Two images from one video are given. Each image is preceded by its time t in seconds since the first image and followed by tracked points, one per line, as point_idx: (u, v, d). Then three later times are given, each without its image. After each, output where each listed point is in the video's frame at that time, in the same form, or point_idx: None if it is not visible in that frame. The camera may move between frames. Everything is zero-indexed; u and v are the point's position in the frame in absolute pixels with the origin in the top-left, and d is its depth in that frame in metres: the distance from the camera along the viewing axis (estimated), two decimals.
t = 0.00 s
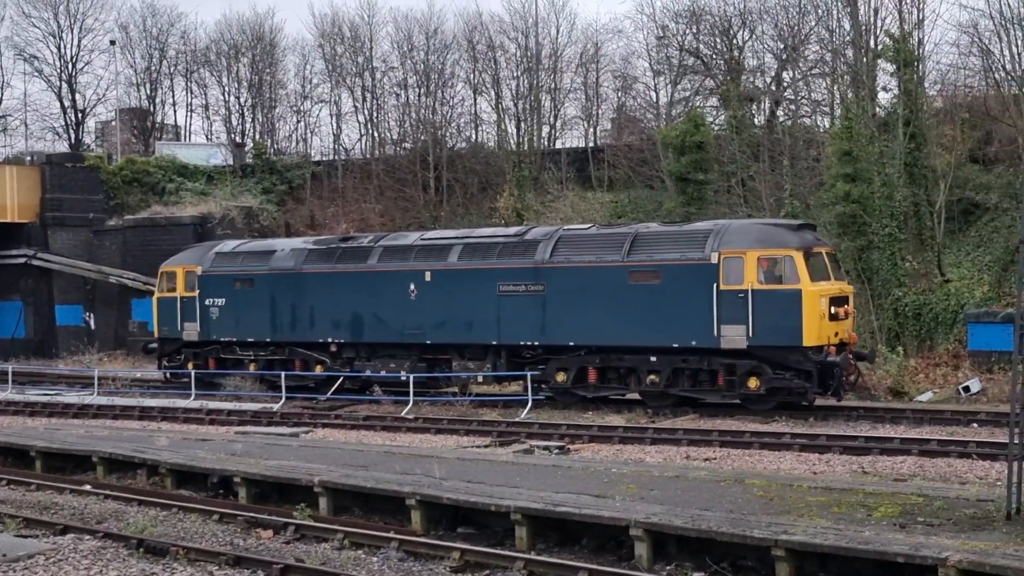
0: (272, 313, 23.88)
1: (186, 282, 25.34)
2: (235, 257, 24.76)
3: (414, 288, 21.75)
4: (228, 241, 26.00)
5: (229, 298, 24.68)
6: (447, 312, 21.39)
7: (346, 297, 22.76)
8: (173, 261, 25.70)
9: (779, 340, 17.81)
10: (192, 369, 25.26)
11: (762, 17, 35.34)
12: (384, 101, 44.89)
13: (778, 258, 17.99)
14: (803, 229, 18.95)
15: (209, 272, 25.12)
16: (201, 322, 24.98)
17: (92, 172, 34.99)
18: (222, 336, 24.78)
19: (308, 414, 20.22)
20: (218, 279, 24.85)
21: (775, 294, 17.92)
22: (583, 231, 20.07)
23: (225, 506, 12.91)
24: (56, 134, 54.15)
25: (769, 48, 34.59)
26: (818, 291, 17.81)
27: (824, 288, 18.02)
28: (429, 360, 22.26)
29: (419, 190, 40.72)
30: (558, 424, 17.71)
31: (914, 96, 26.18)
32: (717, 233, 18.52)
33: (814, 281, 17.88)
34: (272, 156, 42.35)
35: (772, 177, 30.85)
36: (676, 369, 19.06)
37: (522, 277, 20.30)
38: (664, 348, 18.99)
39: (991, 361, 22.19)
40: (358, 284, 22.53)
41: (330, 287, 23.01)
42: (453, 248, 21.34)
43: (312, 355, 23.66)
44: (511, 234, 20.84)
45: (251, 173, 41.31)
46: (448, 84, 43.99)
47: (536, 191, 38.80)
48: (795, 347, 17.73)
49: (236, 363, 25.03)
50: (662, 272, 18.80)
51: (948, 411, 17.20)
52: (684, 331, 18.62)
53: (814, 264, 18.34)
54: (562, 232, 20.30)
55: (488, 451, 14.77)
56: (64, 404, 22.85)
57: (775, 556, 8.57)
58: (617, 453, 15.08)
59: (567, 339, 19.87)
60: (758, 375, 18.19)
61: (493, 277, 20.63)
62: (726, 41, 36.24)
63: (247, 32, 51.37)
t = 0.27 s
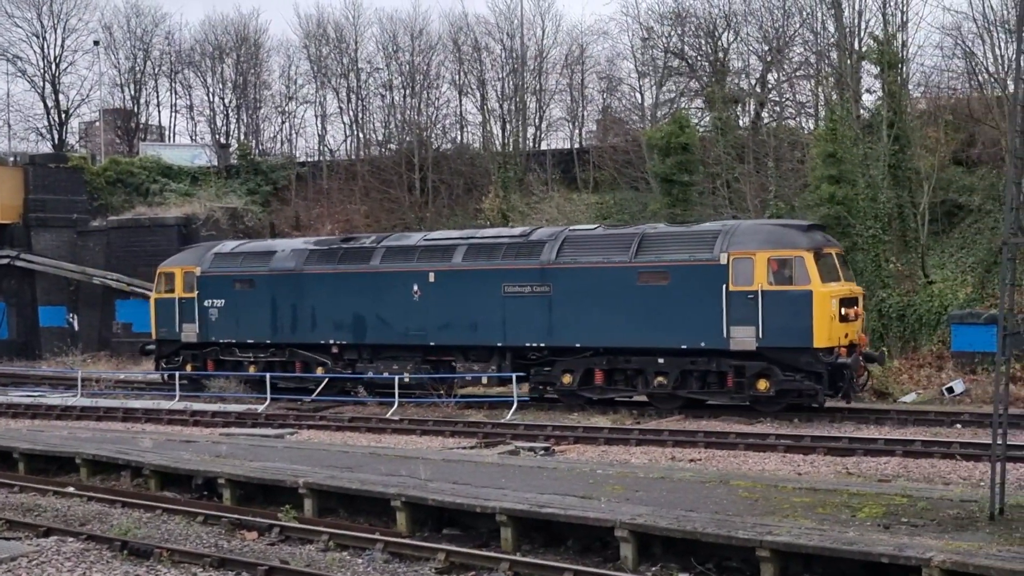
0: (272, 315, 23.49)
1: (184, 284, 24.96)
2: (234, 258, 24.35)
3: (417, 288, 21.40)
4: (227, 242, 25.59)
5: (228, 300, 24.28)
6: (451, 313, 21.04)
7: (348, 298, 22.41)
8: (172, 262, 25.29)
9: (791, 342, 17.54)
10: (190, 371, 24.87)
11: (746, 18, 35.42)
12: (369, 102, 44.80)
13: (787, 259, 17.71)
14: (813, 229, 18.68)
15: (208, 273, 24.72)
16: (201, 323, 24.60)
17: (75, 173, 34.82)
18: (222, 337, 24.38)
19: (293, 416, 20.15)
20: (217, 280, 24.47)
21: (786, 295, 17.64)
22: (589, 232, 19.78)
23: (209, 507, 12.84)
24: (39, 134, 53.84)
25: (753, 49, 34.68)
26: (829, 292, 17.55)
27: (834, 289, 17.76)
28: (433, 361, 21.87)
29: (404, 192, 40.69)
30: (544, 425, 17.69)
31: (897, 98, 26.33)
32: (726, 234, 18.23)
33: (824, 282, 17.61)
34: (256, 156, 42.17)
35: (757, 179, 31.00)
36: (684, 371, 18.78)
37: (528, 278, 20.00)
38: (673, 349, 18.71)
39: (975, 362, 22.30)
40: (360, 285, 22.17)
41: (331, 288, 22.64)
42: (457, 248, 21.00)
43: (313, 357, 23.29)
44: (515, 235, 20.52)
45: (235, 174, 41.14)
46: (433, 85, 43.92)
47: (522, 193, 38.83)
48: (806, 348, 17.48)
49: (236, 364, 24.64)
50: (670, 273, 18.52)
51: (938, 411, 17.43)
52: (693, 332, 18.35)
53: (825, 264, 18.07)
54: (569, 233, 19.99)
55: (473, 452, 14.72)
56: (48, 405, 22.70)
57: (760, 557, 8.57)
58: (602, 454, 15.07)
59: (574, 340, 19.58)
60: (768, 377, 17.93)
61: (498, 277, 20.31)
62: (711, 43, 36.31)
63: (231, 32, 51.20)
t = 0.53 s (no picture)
0: (276, 315, 23.14)
1: (186, 283, 24.50)
2: (236, 258, 23.98)
3: (425, 288, 21.08)
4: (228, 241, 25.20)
5: (231, 300, 23.91)
6: (459, 313, 20.75)
7: (354, 298, 22.07)
8: (174, 260, 24.84)
9: (805, 341, 17.36)
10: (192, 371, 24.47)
11: (735, 17, 35.47)
12: (358, 102, 44.70)
13: (802, 258, 17.50)
14: (826, 228, 18.48)
15: (210, 273, 24.34)
16: (202, 324, 24.20)
17: (62, 172, 34.66)
18: (224, 338, 24.01)
19: (282, 416, 20.09)
20: (219, 279, 24.08)
21: (800, 295, 17.44)
22: (600, 230, 19.52)
23: (198, 508, 12.79)
24: (26, 134, 53.56)
25: (742, 49, 34.74)
26: (843, 291, 17.37)
27: (848, 288, 17.59)
28: (442, 362, 21.44)
29: (393, 191, 40.65)
30: (533, 425, 17.68)
31: (885, 98, 26.39)
32: (739, 233, 18.01)
33: (839, 281, 17.44)
34: (245, 155, 41.98)
35: (746, 178, 31.09)
36: (696, 371, 18.57)
37: (538, 277, 19.71)
38: (687, 349, 18.46)
39: (962, 361, 22.39)
40: (366, 284, 21.83)
41: (336, 287, 22.30)
42: (466, 247, 20.73)
43: (318, 357, 22.95)
44: (524, 234, 20.25)
45: (223, 173, 40.93)
46: (422, 85, 43.83)
47: (511, 192, 38.83)
48: (821, 348, 17.30)
49: (239, 364, 24.24)
50: (683, 272, 18.26)
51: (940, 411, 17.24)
52: (707, 331, 18.11)
53: (839, 263, 17.88)
54: (579, 231, 19.73)
55: (462, 452, 14.69)
56: (35, 406, 22.58)
57: (748, 555, 8.58)
58: (591, 453, 15.08)
59: (585, 340, 19.30)
60: (781, 377, 17.73)
61: (507, 277, 20.02)
62: (699, 43, 36.36)
63: (219, 31, 51.01)
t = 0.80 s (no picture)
0: (275, 315, 22.88)
1: (182, 283, 24.35)
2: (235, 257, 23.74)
3: (426, 287, 20.89)
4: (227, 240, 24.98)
5: (229, 299, 23.66)
6: (461, 311, 20.53)
7: (354, 297, 21.85)
8: (171, 260, 24.68)
9: (814, 340, 17.17)
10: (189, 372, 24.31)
11: (717, 16, 35.53)
12: (340, 101, 44.56)
13: (810, 256, 17.30)
14: (835, 225, 18.28)
15: (207, 272, 24.12)
16: (201, 323, 23.96)
17: (42, 172, 34.41)
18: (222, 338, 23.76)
19: (265, 416, 19.99)
20: (218, 279, 23.84)
21: (809, 293, 17.25)
22: (604, 228, 19.33)
23: (180, 508, 12.71)
24: (5, 133, 53.12)
25: (724, 47, 34.81)
26: (853, 289, 17.17)
27: (858, 286, 17.39)
28: (443, 361, 21.38)
29: (375, 190, 40.57)
30: (517, 424, 17.67)
31: (866, 96, 26.55)
32: (746, 230, 17.82)
33: (848, 279, 17.22)
34: (227, 154, 41.72)
35: (728, 177, 31.22)
36: (703, 370, 18.38)
37: (541, 276, 19.53)
38: (692, 348, 18.31)
39: (943, 359, 22.53)
40: (367, 283, 21.61)
41: (336, 287, 22.08)
42: (468, 246, 20.51)
43: (317, 357, 22.74)
44: (528, 232, 20.04)
45: (205, 172, 40.61)
46: (404, 84, 43.72)
47: (493, 191, 38.81)
48: (830, 346, 17.11)
49: (236, 365, 24.10)
50: (689, 270, 18.09)
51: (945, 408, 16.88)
52: (713, 330, 17.94)
53: (848, 261, 17.68)
54: (583, 229, 19.52)
55: (446, 452, 14.66)
56: (15, 407, 22.40)
57: (731, 553, 8.58)
58: (575, 452, 15.08)
59: (589, 339, 19.13)
60: (790, 376, 17.57)
61: (510, 276, 19.85)
62: (682, 42, 36.41)
63: (200, 30, 50.73)
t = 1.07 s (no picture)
0: (267, 314, 22.55)
1: (170, 281, 23.95)
2: (224, 255, 23.37)
3: (421, 285, 20.66)
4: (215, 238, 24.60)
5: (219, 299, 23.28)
6: (456, 310, 20.30)
7: (348, 296, 21.58)
8: (159, 258, 24.29)
9: (814, 337, 17.07)
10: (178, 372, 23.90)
11: (690, 15, 35.63)
12: (314, 100, 44.33)
13: (810, 253, 17.19)
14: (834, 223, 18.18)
15: (195, 271, 23.72)
16: (189, 323, 23.54)
17: (12, 171, 34.02)
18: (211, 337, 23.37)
19: (239, 416, 19.85)
20: (207, 277, 23.44)
21: (809, 290, 17.14)
22: (601, 226, 19.14)
23: (153, 509, 12.59)
24: None
25: (698, 46, 34.91)
26: (853, 286, 17.06)
27: (858, 283, 17.29)
28: (436, 361, 21.16)
29: (350, 189, 40.41)
30: (492, 423, 17.64)
31: (839, 95, 26.78)
32: (745, 228, 17.70)
33: (848, 276, 17.15)
34: (200, 153, 41.35)
35: (703, 176, 31.35)
36: (702, 368, 18.27)
37: (537, 274, 19.30)
38: (691, 346, 18.16)
39: (916, 356, 22.69)
40: (360, 281, 21.36)
41: (328, 286, 21.82)
42: (463, 244, 20.28)
43: (309, 357, 22.50)
44: (523, 230, 19.81)
45: (178, 171, 40.22)
46: (379, 83, 43.55)
47: (468, 190, 38.78)
48: (830, 344, 17.01)
49: (226, 365, 23.63)
50: (688, 268, 17.93)
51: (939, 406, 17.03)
52: (712, 327, 17.79)
53: (848, 258, 17.58)
54: (579, 227, 19.32)
55: (421, 451, 14.60)
56: None
57: (706, 550, 8.60)
58: (550, 451, 15.07)
59: (587, 337, 18.92)
60: (790, 373, 17.49)
61: (506, 273, 19.63)
62: (656, 41, 36.51)
63: (173, 28, 50.31)
